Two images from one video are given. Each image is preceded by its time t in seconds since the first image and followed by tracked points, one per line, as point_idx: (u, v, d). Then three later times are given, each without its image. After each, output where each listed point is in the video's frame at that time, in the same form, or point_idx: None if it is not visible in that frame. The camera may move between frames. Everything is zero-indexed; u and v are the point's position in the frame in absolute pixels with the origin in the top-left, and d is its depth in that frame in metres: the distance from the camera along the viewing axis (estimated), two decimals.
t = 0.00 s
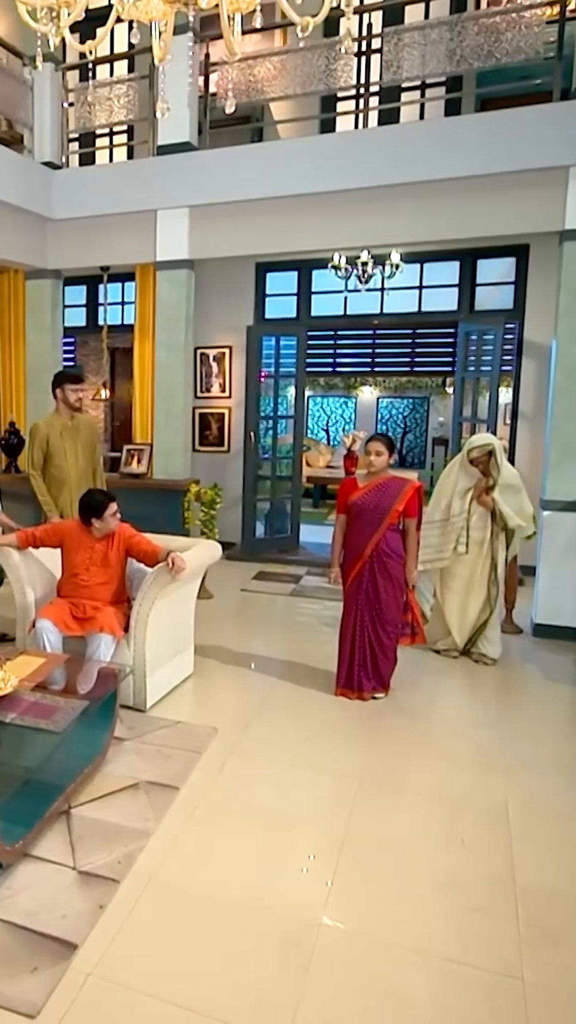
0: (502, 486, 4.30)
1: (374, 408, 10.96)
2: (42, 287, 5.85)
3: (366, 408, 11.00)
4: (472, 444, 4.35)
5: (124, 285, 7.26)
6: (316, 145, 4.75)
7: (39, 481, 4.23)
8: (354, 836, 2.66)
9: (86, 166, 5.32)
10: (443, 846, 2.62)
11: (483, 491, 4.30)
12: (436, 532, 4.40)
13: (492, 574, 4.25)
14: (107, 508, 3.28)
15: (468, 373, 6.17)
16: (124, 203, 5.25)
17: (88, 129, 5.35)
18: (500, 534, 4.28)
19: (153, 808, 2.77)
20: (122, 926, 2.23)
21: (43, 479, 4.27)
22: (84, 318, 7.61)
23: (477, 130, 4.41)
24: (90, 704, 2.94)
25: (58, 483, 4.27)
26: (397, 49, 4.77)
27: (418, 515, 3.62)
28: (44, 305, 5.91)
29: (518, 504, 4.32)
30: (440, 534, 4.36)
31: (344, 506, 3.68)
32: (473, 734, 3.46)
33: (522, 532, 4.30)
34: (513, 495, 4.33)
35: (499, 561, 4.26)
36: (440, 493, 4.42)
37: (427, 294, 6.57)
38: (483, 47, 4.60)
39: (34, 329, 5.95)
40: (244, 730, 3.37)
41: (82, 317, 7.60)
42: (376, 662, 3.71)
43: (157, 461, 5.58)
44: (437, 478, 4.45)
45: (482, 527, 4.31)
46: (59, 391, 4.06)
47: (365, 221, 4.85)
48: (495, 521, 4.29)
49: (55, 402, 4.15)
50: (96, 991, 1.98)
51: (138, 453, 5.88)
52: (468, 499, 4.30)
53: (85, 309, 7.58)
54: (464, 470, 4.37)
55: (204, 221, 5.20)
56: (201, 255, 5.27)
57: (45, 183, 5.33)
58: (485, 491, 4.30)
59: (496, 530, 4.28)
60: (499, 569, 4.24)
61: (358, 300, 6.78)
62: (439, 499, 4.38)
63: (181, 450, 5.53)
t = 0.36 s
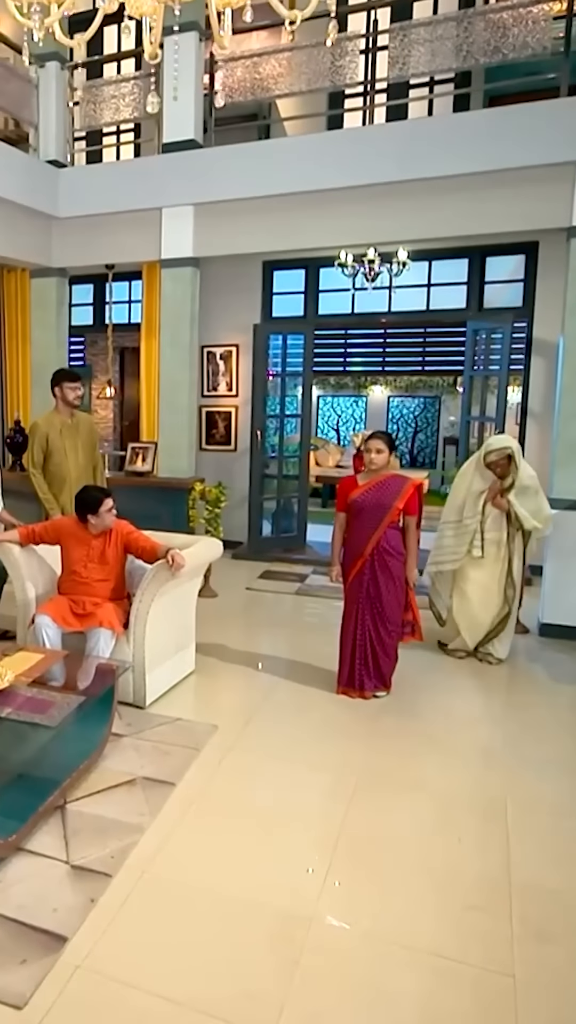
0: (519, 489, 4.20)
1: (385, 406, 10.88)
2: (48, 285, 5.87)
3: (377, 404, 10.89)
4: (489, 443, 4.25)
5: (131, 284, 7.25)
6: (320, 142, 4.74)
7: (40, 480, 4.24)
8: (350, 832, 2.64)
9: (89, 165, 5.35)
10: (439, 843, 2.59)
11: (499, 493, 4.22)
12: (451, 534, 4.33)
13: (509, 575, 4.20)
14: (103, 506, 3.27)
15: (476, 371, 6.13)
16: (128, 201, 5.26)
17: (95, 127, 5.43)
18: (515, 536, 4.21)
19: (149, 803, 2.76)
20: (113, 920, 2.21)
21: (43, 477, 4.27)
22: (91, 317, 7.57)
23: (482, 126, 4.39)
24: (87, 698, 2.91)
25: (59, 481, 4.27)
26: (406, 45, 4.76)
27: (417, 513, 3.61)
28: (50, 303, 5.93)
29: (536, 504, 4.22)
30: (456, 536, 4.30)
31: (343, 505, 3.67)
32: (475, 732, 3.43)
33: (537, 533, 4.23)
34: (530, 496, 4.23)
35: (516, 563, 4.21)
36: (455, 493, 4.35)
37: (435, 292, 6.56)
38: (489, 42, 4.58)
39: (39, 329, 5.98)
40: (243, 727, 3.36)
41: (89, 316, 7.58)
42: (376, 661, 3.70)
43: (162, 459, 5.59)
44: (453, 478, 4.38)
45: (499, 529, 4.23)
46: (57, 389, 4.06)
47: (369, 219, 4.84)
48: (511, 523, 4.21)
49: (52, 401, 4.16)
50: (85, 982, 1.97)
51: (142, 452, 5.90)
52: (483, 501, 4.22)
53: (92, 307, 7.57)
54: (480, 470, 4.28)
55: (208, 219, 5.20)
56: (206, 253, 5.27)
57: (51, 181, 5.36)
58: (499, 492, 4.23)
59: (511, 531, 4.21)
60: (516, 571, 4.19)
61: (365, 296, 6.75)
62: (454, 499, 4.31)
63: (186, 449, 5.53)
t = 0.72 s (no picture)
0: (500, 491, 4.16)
1: (376, 407, 10.91)
2: (36, 286, 5.90)
3: (368, 405, 10.95)
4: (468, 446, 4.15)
5: (120, 284, 7.31)
6: (304, 144, 4.77)
7: (25, 481, 4.26)
8: (327, 827, 2.66)
9: (79, 165, 5.37)
10: (415, 837, 2.62)
11: (479, 496, 4.18)
12: (434, 537, 4.27)
13: (494, 575, 4.23)
14: (81, 501, 3.31)
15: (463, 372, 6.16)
16: (114, 202, 5.30)
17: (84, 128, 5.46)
18: (497, 536, 4.22)
19: (128, 799, 2.78)
20: (89, 913, 2.23)
21: (28, 477, 4.30)
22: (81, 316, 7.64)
23: (465, 127, 4.42)
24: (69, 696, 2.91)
25: (44, 481, 4.30)
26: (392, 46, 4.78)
27: (399, 513, 3.62)
28: (38, 304, 5.97)
29: (515, 505, 4.17)
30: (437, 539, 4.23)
31: (325, 505, 3.69)
32: (456, 729, 3.46)
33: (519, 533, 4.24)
34: (510, 498, 4.17)
35: (500, 562, 4.23)
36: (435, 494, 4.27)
37: (422, 293, 6.58)
38: (472, 45, 4.61)
39: (28, 328, 6.03)
40: (225, 725, 3.38)
41: (79, 316, 7.63)
42: (359, 659, 3.72)
43: (149, 459, 5.62)
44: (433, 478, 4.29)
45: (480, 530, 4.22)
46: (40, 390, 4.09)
47: (353, 220, 4.88)
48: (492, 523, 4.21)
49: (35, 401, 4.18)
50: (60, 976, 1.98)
51: (130, 452, 5.94)
52: (464, 505, 4.15)
53: (82, 307, 7.62)
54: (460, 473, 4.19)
55: (195, 220, 5.24)
56: (193, 254, 5.30)
57: (39, 182, 5.40)
58: (480, 494, 4.19)
59: (494, 531, 4.22)
60: (501, 570, 4.23)
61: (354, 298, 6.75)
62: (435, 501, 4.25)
63: (173, 448, 5.56)
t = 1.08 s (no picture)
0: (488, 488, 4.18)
1: (380, 409, 10.93)
2: (35, 287, 5.93)
3: (371, 408, 10.98)
4: (453, 444, 4.18)
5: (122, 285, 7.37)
6: (301, 145, 4.79)
7: (22, 482, 4.27)
8: (318, 825, 2.66)
9: (79, 166, 5.39)
10: (406, 835, 2.61)
11: (468, 494, 4.19)
12: (425, 536, 4.26)
13: (485, 575, 4.21)
14: (77, 498, 3.33)
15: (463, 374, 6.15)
16: (114, 205, 5.33)
17: (85, 129, 5.50)
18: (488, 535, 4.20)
19: (120, 797, 2.78)
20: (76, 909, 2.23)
21: (25, 478, 4.31)
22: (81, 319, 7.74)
23: (462, 128, 4.43)
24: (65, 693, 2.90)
25: (41, 483, 4.31)
26: (391, 48, 4.79)
27: (394, 512, 3.64)
28: (38, 305, 6.00)
29: (504, 504, 4.22)
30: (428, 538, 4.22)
31: (321, 506, 3.66)
32: (451, 728, 3.45)
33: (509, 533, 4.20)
34: (499, 496, 4.22)
35: (490, 562, 4.20)
36: (425, 495, 4.27)
37: (422, 295, 6.60)
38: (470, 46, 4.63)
39: (28, 328, 6.07)
40: (220, 724, 3.38)
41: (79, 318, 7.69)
42: (356, 658, 3.72)
43: (148, 460, 5.64)
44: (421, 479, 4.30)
45: (471, 531, 4.18)
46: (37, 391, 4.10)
47: (351, 221, 4.89)
48: (482, 524, 4.19)
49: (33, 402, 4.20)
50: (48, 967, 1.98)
51: (129, 453, 5.98)
52: (453, 503, 4.14)
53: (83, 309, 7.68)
54: (447, 472, 4.21)
55: (194, 222, 5.26)
56: (192, 255, 5.32)
57: (38, 184, 5.44)
58: (468, 493, 4.19)
59: (484, 531, 4.18)
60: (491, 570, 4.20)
61: (353, 301, 6.72)
62: (426, 502, 4.25)
63: (172, 449, 5.58)
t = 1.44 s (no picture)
0: (482, 489, 4.16)
1: (386, 414, 10.93)
2: (39, 291, 5.96)
3: (377, 413, 10.98)
4: (446, 445, 4.18)
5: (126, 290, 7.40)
6: (303, 148, 4.80)
7: (24, 483, 4.28)
8: (313, 825, 2.65)
9: (83, 171, 5.42)
10: (401, 835, 2.60)
11: (463, 495, 4.17)
12: (420, 539, 4.26)
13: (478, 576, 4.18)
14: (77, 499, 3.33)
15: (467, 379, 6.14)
16: (118, 210, 5.35)
17: (90, 134, 5.54)
18: (484, 536, 4.19)
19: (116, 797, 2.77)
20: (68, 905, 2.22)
21: (26, 480, 4.32)
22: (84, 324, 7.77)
23: (463, 130, 4.43)
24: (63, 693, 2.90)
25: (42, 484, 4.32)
26: (394, 51, 4.80)
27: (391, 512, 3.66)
28: (42, 309, 6.02)
29: (499, 504, 4.20)
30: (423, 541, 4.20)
31: (321, 507, 3.63)
32: (450, 730, 3.44)
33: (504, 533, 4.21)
34: (494, 497, 4.20)
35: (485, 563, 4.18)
36: (419, 498, 4.25)
37: (427, 298, 6.71)
38: (471, 49, 4.63)
39: (31, 332, 6.09)
40: (218, 725, 3.38)
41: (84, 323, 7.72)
42: (359, 660, 3.72)
43: (151, 463, 5.66)
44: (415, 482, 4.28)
45: (466, 531, 4.18)
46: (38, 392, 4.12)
47: (353, 224, 4.90)
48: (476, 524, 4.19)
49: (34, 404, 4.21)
50: (40, 959, 1.97)
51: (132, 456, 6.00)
52: (448, 504, 4.16)
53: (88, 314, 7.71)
54: (441, 474, 4.20)
55: (196, 226, 5.28)
56: (194, 259, 5.33)
57: (41, 188, 5.47)
58: (464, 493, 4.18)
59: (479, 532, 4.18)
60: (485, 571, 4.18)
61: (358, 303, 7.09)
62: (421, 504, 4.23)
63: (175, 452, 5.60)
